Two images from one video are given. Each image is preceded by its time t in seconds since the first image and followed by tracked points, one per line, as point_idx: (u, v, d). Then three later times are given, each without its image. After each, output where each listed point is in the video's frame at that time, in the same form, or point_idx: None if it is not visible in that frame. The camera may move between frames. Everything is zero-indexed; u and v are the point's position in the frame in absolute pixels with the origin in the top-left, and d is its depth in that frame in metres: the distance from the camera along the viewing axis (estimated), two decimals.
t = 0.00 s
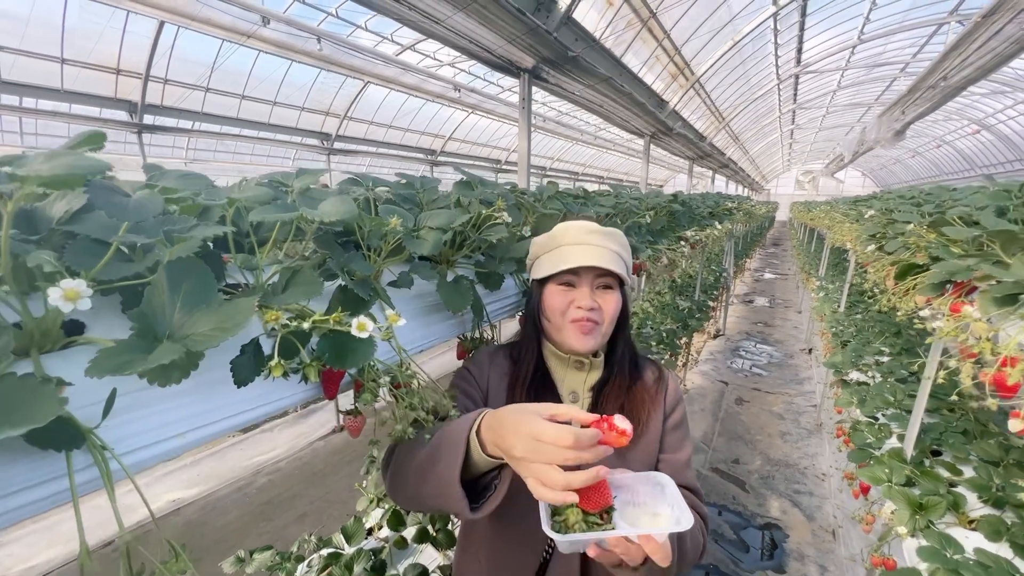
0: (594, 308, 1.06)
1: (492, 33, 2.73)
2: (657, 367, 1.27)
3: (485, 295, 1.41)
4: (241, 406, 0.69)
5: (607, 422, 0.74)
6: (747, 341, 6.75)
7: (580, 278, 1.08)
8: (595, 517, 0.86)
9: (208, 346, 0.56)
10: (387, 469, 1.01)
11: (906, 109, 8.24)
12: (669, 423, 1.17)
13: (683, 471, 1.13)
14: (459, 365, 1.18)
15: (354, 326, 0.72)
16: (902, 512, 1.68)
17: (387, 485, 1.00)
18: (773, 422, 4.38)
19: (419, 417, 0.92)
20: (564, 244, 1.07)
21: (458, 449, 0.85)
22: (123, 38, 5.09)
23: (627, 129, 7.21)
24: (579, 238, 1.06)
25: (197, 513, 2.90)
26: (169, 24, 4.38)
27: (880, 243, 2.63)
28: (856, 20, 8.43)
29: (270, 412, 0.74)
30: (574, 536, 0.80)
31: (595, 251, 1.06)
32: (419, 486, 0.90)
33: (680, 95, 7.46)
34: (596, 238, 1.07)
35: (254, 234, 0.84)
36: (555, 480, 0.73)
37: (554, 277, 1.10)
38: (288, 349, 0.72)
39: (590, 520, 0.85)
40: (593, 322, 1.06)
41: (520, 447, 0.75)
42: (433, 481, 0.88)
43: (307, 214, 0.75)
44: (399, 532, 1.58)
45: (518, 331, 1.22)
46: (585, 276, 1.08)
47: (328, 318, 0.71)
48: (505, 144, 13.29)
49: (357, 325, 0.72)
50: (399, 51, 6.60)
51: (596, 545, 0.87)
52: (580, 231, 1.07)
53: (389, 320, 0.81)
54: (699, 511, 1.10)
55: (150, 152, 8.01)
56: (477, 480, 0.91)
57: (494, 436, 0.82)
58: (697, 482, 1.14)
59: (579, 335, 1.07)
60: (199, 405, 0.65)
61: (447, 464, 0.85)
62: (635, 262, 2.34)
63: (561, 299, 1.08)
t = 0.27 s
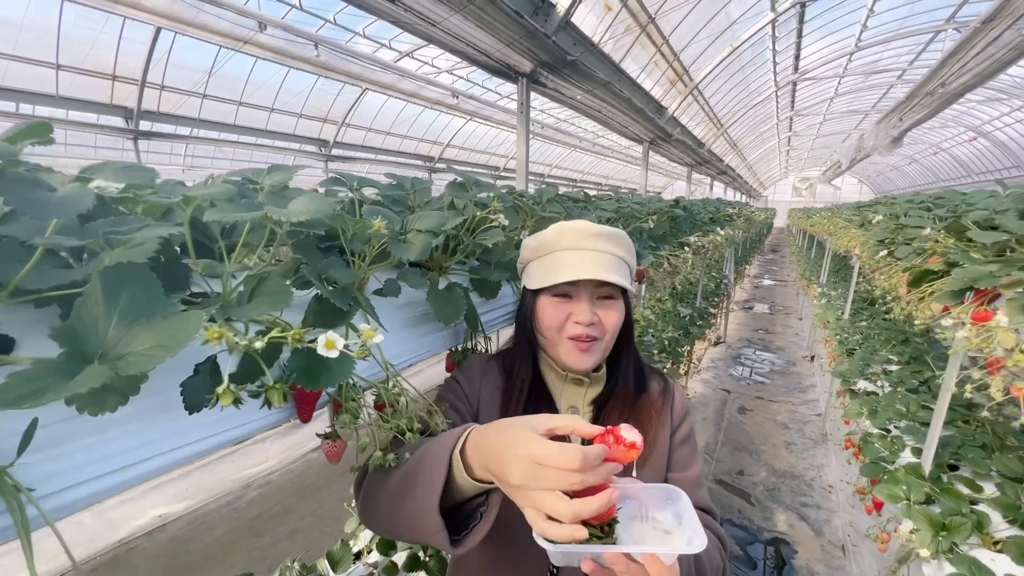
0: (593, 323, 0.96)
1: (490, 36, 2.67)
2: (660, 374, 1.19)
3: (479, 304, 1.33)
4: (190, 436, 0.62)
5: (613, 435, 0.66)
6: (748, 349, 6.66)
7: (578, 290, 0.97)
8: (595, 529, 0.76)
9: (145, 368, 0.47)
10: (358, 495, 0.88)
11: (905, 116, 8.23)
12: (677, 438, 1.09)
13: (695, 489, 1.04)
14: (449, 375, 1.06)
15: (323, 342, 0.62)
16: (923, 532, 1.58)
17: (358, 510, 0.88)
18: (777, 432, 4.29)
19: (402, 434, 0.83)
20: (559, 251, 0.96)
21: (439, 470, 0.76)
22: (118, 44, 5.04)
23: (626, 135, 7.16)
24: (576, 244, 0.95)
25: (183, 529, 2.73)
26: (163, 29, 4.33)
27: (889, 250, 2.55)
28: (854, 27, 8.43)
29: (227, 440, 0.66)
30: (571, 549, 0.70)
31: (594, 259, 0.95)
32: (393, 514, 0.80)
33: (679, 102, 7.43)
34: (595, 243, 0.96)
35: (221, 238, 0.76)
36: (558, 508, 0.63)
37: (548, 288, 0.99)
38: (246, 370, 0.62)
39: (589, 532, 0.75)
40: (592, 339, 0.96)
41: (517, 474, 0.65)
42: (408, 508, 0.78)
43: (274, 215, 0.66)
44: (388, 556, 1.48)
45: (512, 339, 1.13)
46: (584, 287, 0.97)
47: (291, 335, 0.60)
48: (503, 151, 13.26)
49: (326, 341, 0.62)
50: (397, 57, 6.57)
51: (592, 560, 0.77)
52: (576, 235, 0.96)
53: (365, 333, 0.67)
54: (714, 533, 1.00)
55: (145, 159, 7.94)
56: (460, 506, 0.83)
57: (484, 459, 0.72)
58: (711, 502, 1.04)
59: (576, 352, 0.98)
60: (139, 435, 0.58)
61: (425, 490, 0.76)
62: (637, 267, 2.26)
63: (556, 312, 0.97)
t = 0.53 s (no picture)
0: (590, 326, 0.91)
1: (489, 37, 2.66)
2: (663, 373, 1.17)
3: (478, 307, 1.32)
4: (183, 442, 0.61)
5: (609, 452, 0.67)
6: (749, 350, 6.65)
7: (573, 292, 0.92)
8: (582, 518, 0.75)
9: (133, 376, 0.46)
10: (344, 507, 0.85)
11: (906, 117, 8.22)
12: (681, 442, 1.08)
13: (700, 495, 1.04)
14: (443, 376, 1.05)
15: (314, 350, 0.61)
16: (924, 537, 1.57)
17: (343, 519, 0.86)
18: (778, 434, 4.27)
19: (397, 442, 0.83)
20: (551, 249, 0.91)
21: (423, 484, 0.74)
22: (119, 46, 5.05)
23: (626, 136, 7.16)
24: (569, 242, 0.91)
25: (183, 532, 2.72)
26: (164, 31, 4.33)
27: (890, 252, 2.54)
28: (855, 28, 8.42)
29: (219, 446, 0.66)
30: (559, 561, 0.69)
31: (588, 257, 0.90)
32: (378, 530, 0.78)
33: (679, 103, 7.42)
34: (589, 241, 0.91)
35: (215, 241, 0.75)
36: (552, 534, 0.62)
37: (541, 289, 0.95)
38: (239, 377, 0.62)
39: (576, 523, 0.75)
40: (590, 342, 0.92)
41: (509, 500, 0.64)
42: (392, 525, 0.75)
43: (266, 219, 0.65)
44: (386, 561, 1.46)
45: (509, 339, 1.10)
46: (579, 289, 0.92)
47: (282, 344, 0.60)
48: (504, 152, 13.25)
49: (317, 349, 0.61)
50: (397, 59, 6.57)
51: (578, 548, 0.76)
52: (568, 232, 0.91)
53: (358, 343, 0.68)
54: (721, 536, 1.01)
55: (146, 160, 7.94)
56: (446, 523, 0.80)
57: (472, 481, 0.70)
58: (717, 507, 1.05)
59: (574, 356, 0.93)
60: (133, 441, 0.57)
61: (408, 506, 0.73)
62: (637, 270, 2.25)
63: (550, 316, 0.93)
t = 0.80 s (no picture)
0: (584, 332, 0.89)
1: (487, 38, 2.67)
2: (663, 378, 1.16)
3: (472, 309, 1.33)
4: (176, 445, 0.62)
5: (582, 465, 0.65)
6: (747, 350, 6.66)
7: (567, 297, 0.91)
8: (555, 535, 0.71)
9: (126, 381, 0.46)
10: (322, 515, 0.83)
11: (903, 117, 8.25)
12: (679, 450, 1.06)
13: (696, 505, 1.02)
14: (434, 381, 1.06)
15: (307, 355, 0.62)
16: (918, 537, 1.58)
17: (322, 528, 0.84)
18: (775, 434, 4.28)
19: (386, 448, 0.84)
20: (544, 251, 0.90)
21: (394, 501, 0.72)
22: (117, 46, 5.04)
23: (624, 137, 7.17)
24: (562, 244, 0.89)
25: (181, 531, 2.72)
26: (163, 31, 4.33)
27: (885, 253, 2.55)
28: (852, 29, 8.44)
29: (211, 449, 0.66)
30: None
31: (581, 261, 0.88)
32: (352, 543, 0.76)
33: (677, 103, 7.44)
34: (583, 243, 0.89)
35: (210, 246, 0.76)
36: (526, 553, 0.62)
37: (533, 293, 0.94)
38: (233, 380, 0.62)
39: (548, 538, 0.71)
40: (585, 349, 0.90)
41: (482, 523, 0.63)
42: (365, 539, 0.73)
43: (260, 224, 0.66)
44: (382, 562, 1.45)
45: (505, 344, 1.10)
46: (573, 293, 0.91)
47: (269, 349, 0.59)
48: (502, 152, 13.26)
49: (310, 354, 0.62)
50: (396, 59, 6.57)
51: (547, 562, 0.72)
52: (562, 234, 0.90)
53: (350, 346, 0.67)
54: (719, 547, 0.98)
55: (144, 160, 7.93)
56: (419, 534, 0.78)
57: (446, 501, 0.69)
58: (714, 515, 1.03)
59: (570, 364, 0.92)
60: (126, 445, 0.58)
61: (380, 521, 0.72)
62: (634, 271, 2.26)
63: (543, 321, 0.91)
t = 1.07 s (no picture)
0: (580, 336, 0.91)
1: (487, 41, 2.68)
2: (665, 381, 1.15)
3: (473, 313, 1.35)
4: (188, 448, 0.65)
5: (562, 454, 0.65)
6: (747, 350, 6.68)
7: (563, 301, 0.93)
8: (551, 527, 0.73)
9: (145, 390, 0.49)
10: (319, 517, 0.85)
11: (902, 117, 8.26)
12: (679, 456, 1.05)
13: (694, 512, 1.00)
14: (434, 390, 1.09)
15: (315, 365, 0.65)
16: (911, 536, 1.61)
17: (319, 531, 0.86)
18: (773, 433, 4.31)
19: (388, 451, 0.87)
20: (540, 257, 0.93)
21: (385, 508, 0.74)
22: (118, 46, 5.05)
23: (624, 137, 7.19)
24: (558, 249, 0.91)
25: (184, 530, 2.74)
26: (164, 32, 4.35)
27: (882, 254, 2.57)
28: (852, 28, 8.45)
29: (220, 452, 0.69)
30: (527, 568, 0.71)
31: (576, 266, 0.90)
32: (346, 547, 0.78)
33: (676, 103, 7.46)
34: (578, 248, 0.91)
35: (219, 254, 0.79)
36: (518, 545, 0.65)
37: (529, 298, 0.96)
38: (243, 385, 0.64)
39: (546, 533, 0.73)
40: (581, 353, 0.92)
41: (474, 521, 0.66)
42: (359, 542, 0.75)
43: (270, 236, 0.69)
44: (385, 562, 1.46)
45: (504, 351, 1.11)
46: (569, 297, 0.92)
47: (282, 360, 0.62)
48: (502, 151, 13.28)
49: (318, 363, 0.64)
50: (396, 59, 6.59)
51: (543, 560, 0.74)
52: (557, 240, 0.92)
53: (356, 356, 0.70)
54: (718, 555, 0.96)
55: (145, 160, 7.95)
56: (411, 536, 0.80)
57: (438, 504, 0.71)
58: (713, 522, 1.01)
59: (567, 367, 0.93)
60: (142, 449, 0.60)
61: (373, 523, 0.74)
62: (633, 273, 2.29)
63: (539, 326, 0.93)
